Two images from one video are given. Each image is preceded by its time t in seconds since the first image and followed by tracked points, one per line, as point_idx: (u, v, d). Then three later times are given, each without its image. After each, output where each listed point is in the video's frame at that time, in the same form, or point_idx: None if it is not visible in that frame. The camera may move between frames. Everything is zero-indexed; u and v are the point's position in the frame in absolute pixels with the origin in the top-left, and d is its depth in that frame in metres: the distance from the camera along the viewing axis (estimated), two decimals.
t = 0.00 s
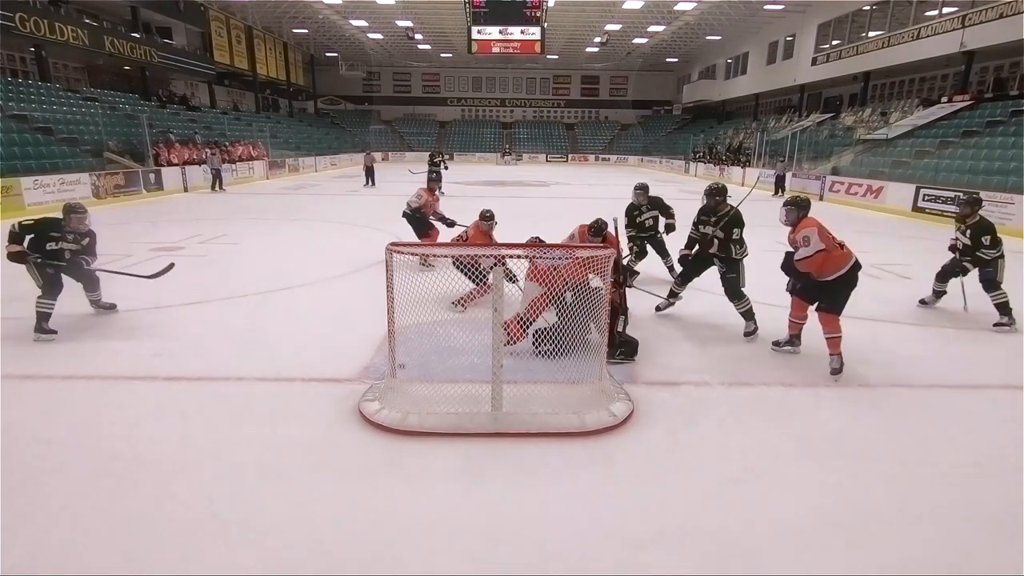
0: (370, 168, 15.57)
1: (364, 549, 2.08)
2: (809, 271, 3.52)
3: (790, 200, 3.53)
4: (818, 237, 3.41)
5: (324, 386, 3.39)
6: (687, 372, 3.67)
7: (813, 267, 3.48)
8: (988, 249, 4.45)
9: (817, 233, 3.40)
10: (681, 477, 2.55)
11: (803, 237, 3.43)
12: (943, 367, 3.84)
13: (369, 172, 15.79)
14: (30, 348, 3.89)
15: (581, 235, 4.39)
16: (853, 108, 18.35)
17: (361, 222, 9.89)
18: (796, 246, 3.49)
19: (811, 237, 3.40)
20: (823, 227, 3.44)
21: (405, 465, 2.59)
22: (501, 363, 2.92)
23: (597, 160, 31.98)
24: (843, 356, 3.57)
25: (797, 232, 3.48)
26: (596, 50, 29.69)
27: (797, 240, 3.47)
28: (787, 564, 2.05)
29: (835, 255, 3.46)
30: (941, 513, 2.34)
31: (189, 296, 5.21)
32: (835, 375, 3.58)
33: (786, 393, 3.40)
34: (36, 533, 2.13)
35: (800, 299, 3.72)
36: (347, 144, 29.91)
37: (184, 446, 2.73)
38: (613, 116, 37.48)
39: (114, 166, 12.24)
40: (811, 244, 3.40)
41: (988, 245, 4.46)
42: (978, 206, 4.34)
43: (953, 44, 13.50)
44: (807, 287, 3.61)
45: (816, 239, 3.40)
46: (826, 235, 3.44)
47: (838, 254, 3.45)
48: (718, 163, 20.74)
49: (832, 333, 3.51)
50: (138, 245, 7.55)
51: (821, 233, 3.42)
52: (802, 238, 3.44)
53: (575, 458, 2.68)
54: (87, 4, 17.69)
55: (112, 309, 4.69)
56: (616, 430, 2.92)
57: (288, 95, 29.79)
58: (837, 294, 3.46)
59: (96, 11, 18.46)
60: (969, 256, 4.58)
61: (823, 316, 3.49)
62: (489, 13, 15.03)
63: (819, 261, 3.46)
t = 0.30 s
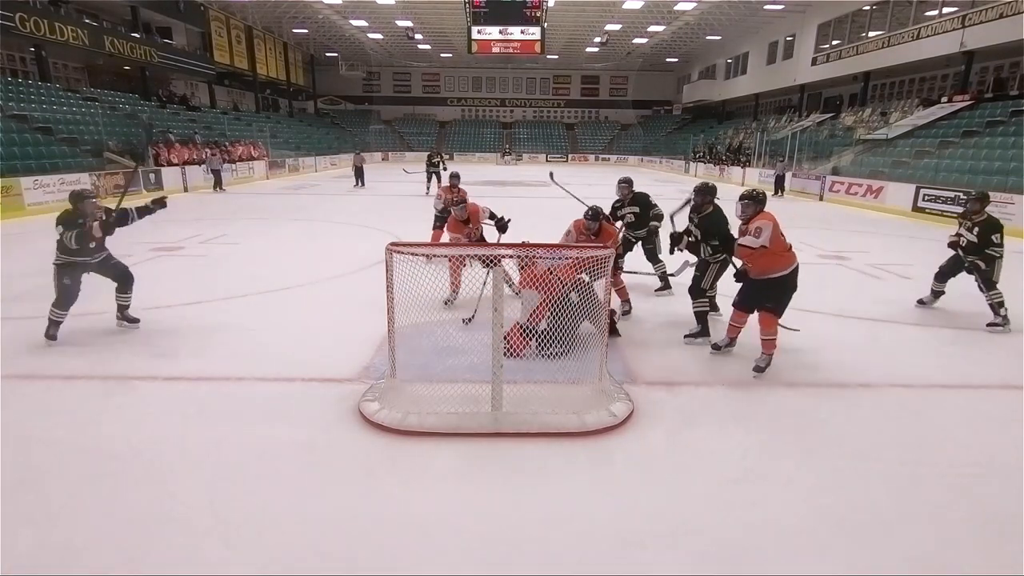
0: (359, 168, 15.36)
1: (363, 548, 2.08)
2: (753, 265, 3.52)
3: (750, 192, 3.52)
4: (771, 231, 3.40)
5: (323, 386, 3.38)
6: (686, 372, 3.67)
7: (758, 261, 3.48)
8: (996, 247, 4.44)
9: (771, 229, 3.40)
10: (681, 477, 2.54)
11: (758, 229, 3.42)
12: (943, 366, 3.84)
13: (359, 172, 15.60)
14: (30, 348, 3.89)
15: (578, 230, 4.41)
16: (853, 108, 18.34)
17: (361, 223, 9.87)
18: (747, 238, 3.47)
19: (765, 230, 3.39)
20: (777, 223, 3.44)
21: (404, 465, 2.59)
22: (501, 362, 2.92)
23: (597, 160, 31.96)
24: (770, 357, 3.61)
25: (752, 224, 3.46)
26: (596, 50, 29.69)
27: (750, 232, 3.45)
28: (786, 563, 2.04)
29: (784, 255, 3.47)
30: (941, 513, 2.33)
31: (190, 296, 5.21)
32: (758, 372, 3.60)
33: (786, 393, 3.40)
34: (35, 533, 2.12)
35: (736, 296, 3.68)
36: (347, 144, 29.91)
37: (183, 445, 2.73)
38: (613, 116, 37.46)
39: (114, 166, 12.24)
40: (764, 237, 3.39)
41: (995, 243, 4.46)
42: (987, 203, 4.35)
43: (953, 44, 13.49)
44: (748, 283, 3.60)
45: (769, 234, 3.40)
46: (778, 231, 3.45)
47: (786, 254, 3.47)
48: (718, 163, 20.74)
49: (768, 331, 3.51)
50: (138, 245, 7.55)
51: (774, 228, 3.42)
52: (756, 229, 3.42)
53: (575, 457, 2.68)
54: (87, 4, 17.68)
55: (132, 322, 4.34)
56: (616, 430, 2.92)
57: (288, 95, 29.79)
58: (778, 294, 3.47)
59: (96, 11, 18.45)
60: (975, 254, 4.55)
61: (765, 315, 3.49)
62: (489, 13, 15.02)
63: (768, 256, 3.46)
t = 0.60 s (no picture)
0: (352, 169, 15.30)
1: (362, 548, 2.08)
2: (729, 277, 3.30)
3: (732, 193, 3.25)
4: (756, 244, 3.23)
5: (323, 386, 3.38)
6: (685, 372, 3.67)
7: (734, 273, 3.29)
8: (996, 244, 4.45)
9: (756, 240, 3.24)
10: (681, 477, 2.54)
11: (748, 239, 3.20)
12: (942, 366, 3.85)
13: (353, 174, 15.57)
14: (31, 347, 3.89)
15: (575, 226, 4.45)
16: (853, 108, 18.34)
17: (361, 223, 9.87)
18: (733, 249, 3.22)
19: (755, 243, 3.20)
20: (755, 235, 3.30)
21: (404, 465, 2.59)
22: (501, 363, 2.92)
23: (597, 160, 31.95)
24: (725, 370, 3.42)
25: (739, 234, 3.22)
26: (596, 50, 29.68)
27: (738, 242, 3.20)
28: (784, 563, 2.05)
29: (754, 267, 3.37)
30: (940, 513, 2.34)
31: (189, 296, 5.21)
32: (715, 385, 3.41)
33: (786, 393, 3.40)
34: (35, 532, 2.13)
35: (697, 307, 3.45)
36: (347, 144, 29.90)
37: (184, 445, 2.74)
38: (613, 116, 37.46)
39: (114, 166, 12.25)
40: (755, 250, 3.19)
41: (996, 240, 4.47)
42: (986, 198, 4.40)
43: (953, 44, 13.49)
44: (714, 294, 3.38)
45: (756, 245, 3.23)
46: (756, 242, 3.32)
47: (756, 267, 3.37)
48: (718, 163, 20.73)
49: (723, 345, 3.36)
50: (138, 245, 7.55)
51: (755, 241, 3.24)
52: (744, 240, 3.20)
53: (574, 457, 2.68)
54: (87, 4, 17.67)
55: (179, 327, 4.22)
56: (615, 430, 2.92)
57: (288, 95, 29.79)
58: (738, 309, 3.33)
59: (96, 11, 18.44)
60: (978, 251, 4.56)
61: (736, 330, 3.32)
62: (489, 13, 15.02)
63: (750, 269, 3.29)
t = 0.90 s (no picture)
0: (341, 169, 15.17)
1: (362, 549, 2.07)
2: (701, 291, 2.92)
3: (698, 195, 2.81)
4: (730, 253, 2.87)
5: (323, 386, 3.38)
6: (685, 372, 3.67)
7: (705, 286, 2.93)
8: (973, 233, 4.50)
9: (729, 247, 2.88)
10: (682, 477, 2.54)
11: (723, 251, 2.81)
12: (943, 366, 3.85)
13: (341, 173, 15.37)
14: (31, 348, 3.88)
15: (579, 219, 4.53)
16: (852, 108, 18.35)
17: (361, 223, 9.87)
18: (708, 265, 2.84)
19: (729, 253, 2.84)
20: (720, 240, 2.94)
21: (404, 466, 2.59)
22: (500, 363, 2.92)
23: (597, 160, 31.95)
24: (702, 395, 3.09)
25: (714, 245, 2.81)
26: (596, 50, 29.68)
27: (711, 255, 2.80)
28: (785, 562, 2.05)
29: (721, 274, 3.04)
30: (941, 513, 2.33)
31: (190, 296, 5.20)
32: (691, 414, 3.08)
33: (786, 393, 3.40)
34: (36, 533, 2.13)
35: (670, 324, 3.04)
36: (347, 144, 29.89)
37: (184, 446, 2.73)
38: (613, 116, 37.46)
39: (114, 166, 12.23)
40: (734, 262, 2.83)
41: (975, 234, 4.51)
42: (963, 191, 4.48)
43: (953, 44, 13.50)
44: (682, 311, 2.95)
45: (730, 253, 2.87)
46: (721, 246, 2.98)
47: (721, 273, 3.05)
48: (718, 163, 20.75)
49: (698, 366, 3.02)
50: (138, 245, 7.54)
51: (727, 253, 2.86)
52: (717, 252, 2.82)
53: (575, 457, 2.68)
54: (87, 4, 17.65)
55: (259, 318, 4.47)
56: (616, 430, 2.92)
57: (288, 95, 29.78)
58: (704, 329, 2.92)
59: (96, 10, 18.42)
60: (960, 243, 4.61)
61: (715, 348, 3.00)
62: (489, 13, 15.02)
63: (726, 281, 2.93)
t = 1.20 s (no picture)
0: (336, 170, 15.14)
1: (361, 549, 2.07)
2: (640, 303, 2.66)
3: (633, 198, 2.57)
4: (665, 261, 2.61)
5: (323, 386, 3.38)
6: (686, 372, 3.67)
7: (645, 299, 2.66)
8: (959, 225, 4.58)
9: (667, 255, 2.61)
10: (681, 477, 2.54)
11: (654, 260, 2.55)
12: (943, 366, 3.85)
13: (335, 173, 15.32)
14: (32, 348, 3.89)
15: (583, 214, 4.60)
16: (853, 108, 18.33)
17: (361, 223, 9.88)
18: (638, 273, 2.59)
19: (663, 262, 2.57)
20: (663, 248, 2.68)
21: (402, 465, 2.59)
22: (500, 363, 2.93)
23: (597, 160, 31.96)
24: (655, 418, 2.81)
25: (642, 254, 2.56)
26: (596, 50, 29.68)
27: (641, 263, 2.56)
28: (786, 563, 2.04)
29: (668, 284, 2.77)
30: (939, 513, 2.33)
31: (189, 296, 5.21)
32: (640, 442, 2.78)
33: (785, 393, 3.40)
34: (35, 532, 2.13)
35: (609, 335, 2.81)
36: (347, 145, 29.92)
37: (184, 446, 2.73)
38: (613, 116, 37.47)
39: (114, 166, 12.23)
40: (666, 272, 2.56)
41: (958, 224, 4.63)
42: (944, 186, 4.56)
43: (953, 44, 13.50)
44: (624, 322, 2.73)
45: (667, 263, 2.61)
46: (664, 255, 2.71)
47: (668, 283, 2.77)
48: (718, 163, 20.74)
49: (650, 389, 2.73)
50: (138, 245, 7.55)
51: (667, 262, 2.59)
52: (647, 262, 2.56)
53: (576, 458, 2.68)
54: (87, 4, 17.67)
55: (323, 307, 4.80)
56: (616, 430, 2.93)
57: (288, 95, 29.80)
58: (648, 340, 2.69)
59: (96, 11, 18.43)
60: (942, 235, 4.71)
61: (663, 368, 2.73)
62: (489, 13, 15.02)
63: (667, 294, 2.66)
